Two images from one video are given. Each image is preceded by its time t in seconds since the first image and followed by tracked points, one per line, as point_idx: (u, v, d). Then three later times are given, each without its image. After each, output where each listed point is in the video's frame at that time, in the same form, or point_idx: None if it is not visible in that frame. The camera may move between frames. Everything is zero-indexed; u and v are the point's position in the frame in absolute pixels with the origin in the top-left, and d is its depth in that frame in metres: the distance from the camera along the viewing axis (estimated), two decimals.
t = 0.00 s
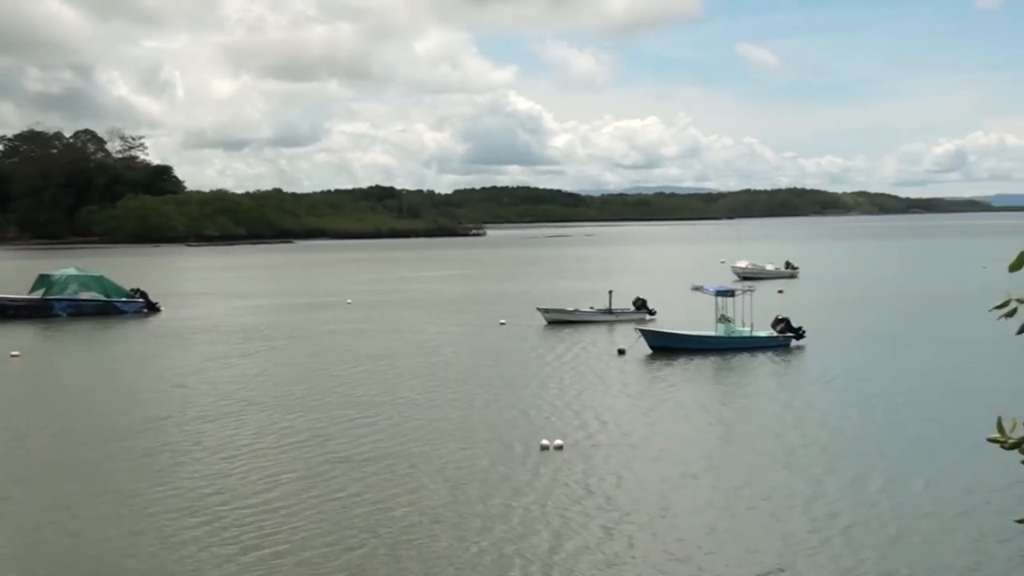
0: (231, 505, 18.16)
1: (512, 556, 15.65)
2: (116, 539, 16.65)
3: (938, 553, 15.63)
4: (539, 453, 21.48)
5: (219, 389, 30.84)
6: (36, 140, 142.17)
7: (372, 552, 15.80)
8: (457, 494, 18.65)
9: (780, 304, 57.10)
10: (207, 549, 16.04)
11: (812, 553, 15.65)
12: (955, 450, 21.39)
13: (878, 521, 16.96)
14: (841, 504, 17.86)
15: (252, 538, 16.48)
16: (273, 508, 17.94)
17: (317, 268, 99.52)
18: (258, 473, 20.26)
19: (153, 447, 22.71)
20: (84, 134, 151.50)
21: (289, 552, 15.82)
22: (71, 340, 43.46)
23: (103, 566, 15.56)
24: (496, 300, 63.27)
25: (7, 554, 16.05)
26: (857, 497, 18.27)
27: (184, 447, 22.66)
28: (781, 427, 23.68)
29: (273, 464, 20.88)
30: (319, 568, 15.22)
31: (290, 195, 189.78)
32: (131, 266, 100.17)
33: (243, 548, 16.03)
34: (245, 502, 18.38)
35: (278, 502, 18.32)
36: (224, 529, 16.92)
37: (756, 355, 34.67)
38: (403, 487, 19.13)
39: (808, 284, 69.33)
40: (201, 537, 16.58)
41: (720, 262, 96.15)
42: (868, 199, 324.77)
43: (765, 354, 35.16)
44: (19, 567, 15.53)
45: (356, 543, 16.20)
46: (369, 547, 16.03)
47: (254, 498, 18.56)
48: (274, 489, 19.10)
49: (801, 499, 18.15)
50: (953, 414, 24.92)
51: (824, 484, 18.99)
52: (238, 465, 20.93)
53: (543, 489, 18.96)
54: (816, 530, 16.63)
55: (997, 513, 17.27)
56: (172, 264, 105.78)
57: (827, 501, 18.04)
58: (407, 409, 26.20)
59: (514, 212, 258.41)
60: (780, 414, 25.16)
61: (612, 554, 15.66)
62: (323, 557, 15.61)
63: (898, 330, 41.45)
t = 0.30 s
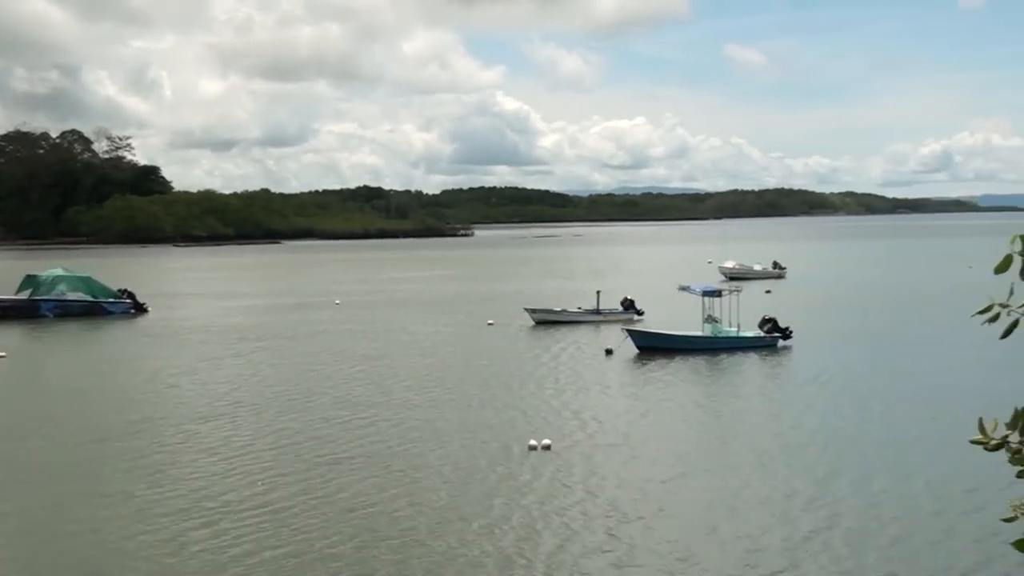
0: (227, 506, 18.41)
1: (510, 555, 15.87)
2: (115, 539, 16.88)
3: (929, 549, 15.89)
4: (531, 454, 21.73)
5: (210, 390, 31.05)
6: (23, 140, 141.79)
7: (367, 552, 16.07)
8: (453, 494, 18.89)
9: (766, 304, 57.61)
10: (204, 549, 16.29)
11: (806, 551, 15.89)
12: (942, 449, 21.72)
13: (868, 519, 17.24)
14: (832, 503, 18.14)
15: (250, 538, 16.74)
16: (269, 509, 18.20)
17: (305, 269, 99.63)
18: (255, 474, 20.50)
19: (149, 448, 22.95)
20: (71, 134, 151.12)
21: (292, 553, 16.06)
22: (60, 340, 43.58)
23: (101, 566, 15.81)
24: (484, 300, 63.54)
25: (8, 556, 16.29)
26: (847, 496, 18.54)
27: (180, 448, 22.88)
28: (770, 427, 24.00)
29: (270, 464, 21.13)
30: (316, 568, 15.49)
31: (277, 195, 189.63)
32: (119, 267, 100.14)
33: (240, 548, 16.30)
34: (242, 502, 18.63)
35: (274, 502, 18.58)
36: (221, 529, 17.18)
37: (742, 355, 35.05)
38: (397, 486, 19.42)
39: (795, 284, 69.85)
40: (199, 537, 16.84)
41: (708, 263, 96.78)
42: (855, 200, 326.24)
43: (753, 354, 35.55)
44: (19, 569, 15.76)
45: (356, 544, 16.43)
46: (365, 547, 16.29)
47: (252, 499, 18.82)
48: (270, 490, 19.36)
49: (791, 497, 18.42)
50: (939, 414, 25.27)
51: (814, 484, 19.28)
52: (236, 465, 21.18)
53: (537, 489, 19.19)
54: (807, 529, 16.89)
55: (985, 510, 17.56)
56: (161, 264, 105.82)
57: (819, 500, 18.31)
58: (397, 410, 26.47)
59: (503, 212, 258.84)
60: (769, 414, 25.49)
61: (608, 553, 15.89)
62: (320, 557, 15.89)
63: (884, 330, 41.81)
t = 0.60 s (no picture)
0: (220, 507, 18.56)
1: (505, 556, 16.05)
2: (109, 540, 17.02)
3: (911, 547, 16.21)
4: (518, 454, 21.93)
5: (196, 391, 31.10)
6: (5, 140, 140.91)
7: (360, 552, 16.26)
8: (446, 495, 19.07)
9: (749, 304, 58.02)
10: (199, 550, 16.45)
11: (798, 551, 16.14)
12: (924, 448, 22.05)
13: (851, 518, 17.53)
14: (819, 502, 18.41)
15: (244, 538, 16.91)
16: (261, 509, 18.37)
17: (289, 269, 99.53)
18: (246, 473, 20.67)
19: (141, 449, 23.07)
20: (53, 134, 150.27)
21: (286, 553, 16.25)
22: (43, 341, 43.45)
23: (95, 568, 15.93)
24: (469, 300, 63.67)
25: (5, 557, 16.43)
26: (834, 496, 18.81)
27: (173, 448, 23.01)
28: (757, 426, 24.28)
29: (262, 464, 21.29)
30: (309, 567, 15.68)
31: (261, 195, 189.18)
32: (101, 267, 99.78)
33: (233, 549, 16.45)
34: (234, 502, 18.78)
35: (266, 502, 18.75)
36: (215, 529, 17.34)
37: (724, 355, 35.36)
38: (387, 486, 19.62)
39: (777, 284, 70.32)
40: (193, 537, 17.00)
41: (691, 262, 97.23)
42: (838, 200, 327.98)
43: (735, 354, 35.86)
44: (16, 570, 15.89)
45: (348, 544, 16.62)
46: (357, 546, 16.48)
47: (245, 499, 18.99)
48: (262, 489, 19.53)
49: (780, 497, 18.68)
50: (922, 413, 25.63)
51: (802, 484, 19.55)
52: (227, 465, 21.33)
53: (525, 489, 19.40)
54: (792, 528, 17.17)
55: (971, 509, 17.84)
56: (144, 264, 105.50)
57: (809, 500, 18.55)
58: (385, 410, 26.65)
59: (487, 212, 259.05)
60: (755, 414, 25.76)
61: (603, 554, 16.09)
62: (314, 557, 16.07)
63: (866, 330, 42.16)
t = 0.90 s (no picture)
0: (210, 508, 18.64)
1: (490, 557, 16.16)
2: (99, 542, 17.08)
3: (892, 546, 16.43)
4: (503, 454, 22.08)
5: (182, 392, 31.10)
6: None
7: (350, 552, 16.38)
8: (432, 496, 19.19)
9: (734, 304, 58.32)
10: (189, 551, 16.55)
11: (782, 550, 16.33)
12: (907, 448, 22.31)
13: (833, 517, 17.74)
14: (801, 502, 18.63)
15: (233, 539, 17.02)
16: (251, 510, 18.46)
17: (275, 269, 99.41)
18: (235, 475, 20.77)
19: (129, 450, 23.11)
20: (37, 134, 149.43)
21: (275, 553, 16.36)
22: (27, 342, 43.26)
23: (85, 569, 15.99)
24: (454, 301, 63.73)
25: None
26: (816, 495, 19.03)
27: (162, 450, 23.07)
28: (740, 426, 24.48)
29: (251, 466, 21.38)
30: (298, 568, 15.79)
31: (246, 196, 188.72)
32: (86, 267, 99.35)
33: (224, 550, 16.55)
34: (224, 503, 18.88)
35: (256, 503, 18.85)
36: (205, 530, 17.44)
37: (709, 355, 35.59)
38: (376, 488, 19.72)
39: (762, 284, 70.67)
40: (184, 538, 17.11)
41: (677, 263, 97.54)
42: (824, 200, 329.36)
43: (720, 354, 36.07)
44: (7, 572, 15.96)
45: (338, 544, 16.74)
46: (347, 546, 16.61)
47: (235, 499, 19.10)
48: (252, 491, 19.62)
49: (762, 497, 18.88)
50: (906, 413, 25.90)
51: (784, 484, 19.76)
52: (217, 467, 21.43)
53: (510, 489, 19.55)
54: (776, 527, 17.36)
55: (952, 508, 18.06)
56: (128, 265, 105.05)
57: (791, 499, 18.76)
58: (372, 411, 26.73)
59: (473, 212, 259.10)
60: (740, 414, 25.97)
61: (589, 553, 16.23)
62: (303, 557, 16.17)
63: (850, 330, 42.46)
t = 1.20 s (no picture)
0: (202, 509, 18.76)
1: (479, 555, 16.36)
2: (92, 543, 17.18)
3: (874, 544, 16.67)
4: (490, 455, 22.27)
5: (169, 393, 31.14)
6: None
7: (343, 553, 16.54)
8: (421, 496, 19.36)
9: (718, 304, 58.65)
10: (183, 552, 16.67)
11: (765, 548, 16.57)
12: (889, 446, 22.61)
13: (816, 517, 18.00)
14: (784, 501, 18.88)
15: (226, 540, 17.14)
16: (243, 511, 18.58)
17: (260, 269, 99.27)
18: (226, 475, 20.88)
19: (120, 451, 23.18)
20: (20, 134, 148.54)
21: (268, 554, 16.51)
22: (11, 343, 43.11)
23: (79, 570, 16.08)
24: (441, 301, 63.82)
25: None
26: (798, 494, 19.30)
27: (152, 450, 23.17)
28: (724, 426, 24.73)
29: (242, 466, 21.51)
30: (291, 568, 15.93)
31: (231, 196, 188.18)
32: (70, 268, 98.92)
33: (217, 551, 16.67)
34: (216, 505, 18.99)
35: (248, 504, 18.97)
36: (198, 531, 17.56)
37: (694, 354, 35.85)
38: (366, 488, 19.88)
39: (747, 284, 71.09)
40: (177, 539, 17.22)
41: (662, 263, 97.90)
42: (808, 201, 331.32)
43: (704, 353, 36.31)
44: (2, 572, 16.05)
45: (330, 544, 16.90)
46: (339, 547, 16.78)
47: (228, 501, 19.22)
48: (243, 492, 19.74)
49: (746, 496, 19.13)
50: (888, 412, 26.20)
51: (767, 483, 20.01)
52: (208, 468, 21.54)
53: (497, 490, 19.74)
54: (759, 526, 17.61)
55: (933, 508, 18.32)
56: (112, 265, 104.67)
57: (774, 499, 19.02)
58: (359, 412, 26.86)
59: (459, 213, 259.12)
60: (724, 414, 26.22)
61: (580, 554, 16.40)
62: (295, 558, 16.31)
63: (834, 330, 42.79)
